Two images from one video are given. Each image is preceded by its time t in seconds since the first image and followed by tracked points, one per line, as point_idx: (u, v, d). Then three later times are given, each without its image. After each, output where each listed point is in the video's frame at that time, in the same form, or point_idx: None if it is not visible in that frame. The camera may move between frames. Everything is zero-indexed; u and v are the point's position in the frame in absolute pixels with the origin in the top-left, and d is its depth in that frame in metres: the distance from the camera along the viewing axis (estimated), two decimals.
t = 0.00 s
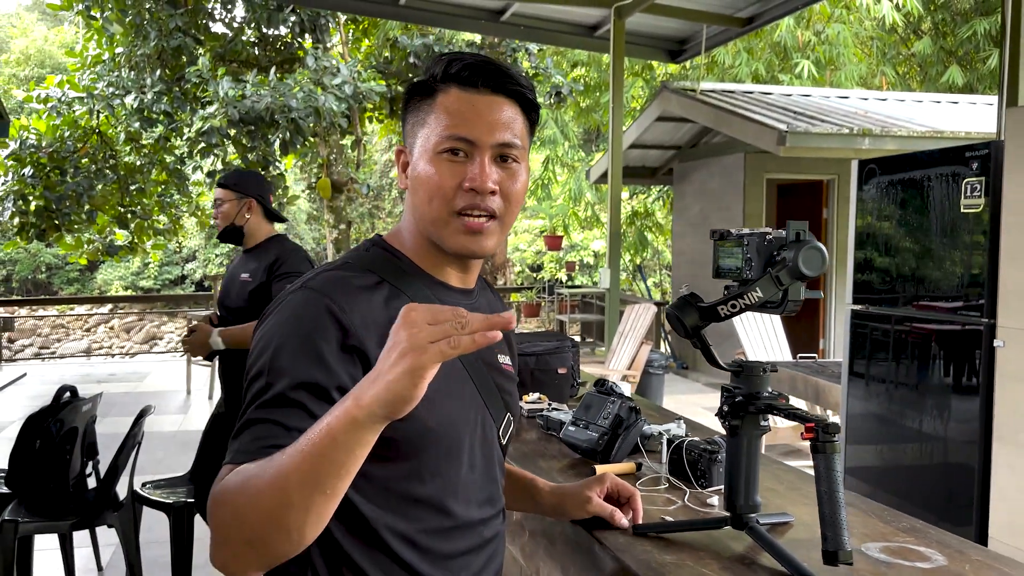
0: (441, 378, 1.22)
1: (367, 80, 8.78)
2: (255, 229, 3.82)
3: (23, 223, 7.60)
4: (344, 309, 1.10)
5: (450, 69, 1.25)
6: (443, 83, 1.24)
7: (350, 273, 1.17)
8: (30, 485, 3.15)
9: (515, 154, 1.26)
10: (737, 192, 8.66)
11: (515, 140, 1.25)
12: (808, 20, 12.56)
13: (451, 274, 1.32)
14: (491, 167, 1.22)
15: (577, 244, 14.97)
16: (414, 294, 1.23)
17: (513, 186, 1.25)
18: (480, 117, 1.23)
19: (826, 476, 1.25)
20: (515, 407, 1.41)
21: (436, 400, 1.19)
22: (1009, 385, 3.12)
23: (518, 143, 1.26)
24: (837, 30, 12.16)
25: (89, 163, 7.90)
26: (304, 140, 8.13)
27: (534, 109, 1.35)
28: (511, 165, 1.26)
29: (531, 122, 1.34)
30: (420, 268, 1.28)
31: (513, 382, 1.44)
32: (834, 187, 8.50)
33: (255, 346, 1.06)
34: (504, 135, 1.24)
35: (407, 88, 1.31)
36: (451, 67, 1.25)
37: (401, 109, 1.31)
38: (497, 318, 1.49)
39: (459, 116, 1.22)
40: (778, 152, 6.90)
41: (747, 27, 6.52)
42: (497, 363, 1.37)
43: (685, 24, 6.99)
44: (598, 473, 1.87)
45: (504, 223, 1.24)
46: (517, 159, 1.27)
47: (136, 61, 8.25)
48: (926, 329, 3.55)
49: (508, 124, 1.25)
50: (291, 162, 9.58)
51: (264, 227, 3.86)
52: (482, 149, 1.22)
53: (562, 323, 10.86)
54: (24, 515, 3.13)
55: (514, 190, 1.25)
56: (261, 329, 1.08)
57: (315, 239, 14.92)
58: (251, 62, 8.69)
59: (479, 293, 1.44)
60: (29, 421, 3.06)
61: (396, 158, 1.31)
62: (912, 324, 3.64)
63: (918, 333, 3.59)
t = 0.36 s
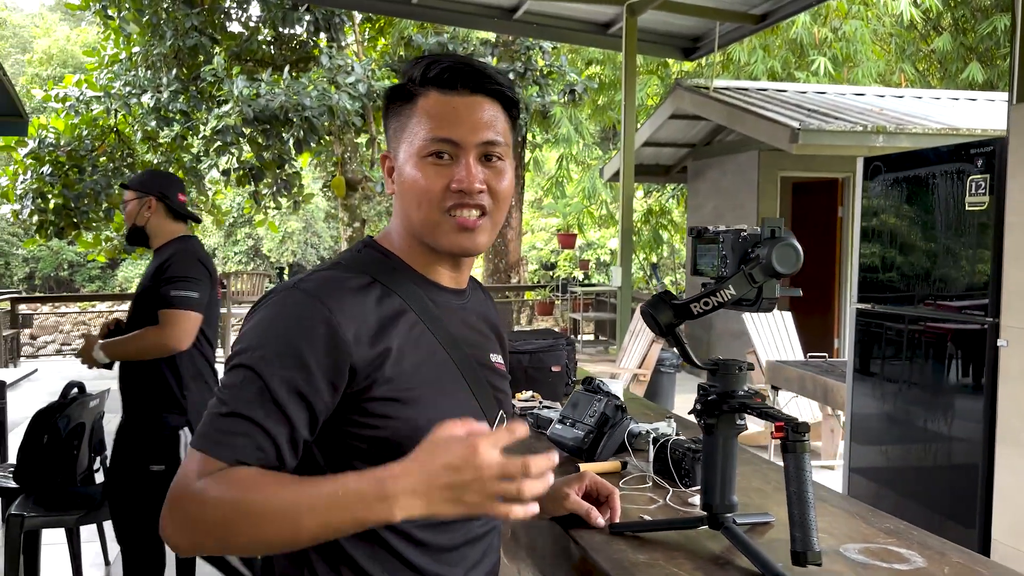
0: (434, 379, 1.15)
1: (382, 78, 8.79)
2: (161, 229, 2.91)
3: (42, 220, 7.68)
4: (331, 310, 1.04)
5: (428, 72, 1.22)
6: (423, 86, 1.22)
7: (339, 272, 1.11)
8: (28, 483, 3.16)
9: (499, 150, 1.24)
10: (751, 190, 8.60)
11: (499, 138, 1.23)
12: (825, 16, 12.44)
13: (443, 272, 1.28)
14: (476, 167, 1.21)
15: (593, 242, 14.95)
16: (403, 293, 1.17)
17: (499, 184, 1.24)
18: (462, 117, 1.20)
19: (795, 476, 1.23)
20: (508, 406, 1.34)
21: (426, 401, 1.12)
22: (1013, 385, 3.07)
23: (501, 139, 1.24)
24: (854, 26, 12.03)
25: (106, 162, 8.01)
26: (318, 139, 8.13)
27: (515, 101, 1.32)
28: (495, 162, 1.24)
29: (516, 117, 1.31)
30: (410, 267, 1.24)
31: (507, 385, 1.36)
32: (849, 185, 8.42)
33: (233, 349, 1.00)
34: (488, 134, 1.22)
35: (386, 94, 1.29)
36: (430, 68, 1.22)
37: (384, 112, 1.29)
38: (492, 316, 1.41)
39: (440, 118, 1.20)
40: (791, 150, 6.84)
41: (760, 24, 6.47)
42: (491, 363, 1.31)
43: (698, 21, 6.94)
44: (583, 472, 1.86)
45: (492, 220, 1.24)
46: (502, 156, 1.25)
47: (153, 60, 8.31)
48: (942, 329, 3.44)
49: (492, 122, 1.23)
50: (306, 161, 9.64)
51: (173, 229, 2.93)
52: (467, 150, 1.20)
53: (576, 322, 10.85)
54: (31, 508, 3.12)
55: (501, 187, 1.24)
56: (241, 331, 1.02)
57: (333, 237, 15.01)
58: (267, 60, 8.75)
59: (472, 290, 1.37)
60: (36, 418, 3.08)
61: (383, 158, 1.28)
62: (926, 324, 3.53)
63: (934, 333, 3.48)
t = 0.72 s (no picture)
0: (410, 392, 1.11)
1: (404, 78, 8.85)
2: (68, 228, 2.78)
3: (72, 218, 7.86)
4: (295, 338, 0.99)
5: (347, 59, 1.17)
6: (346, 78, 1.16)
7: (299, 292, 1.06)
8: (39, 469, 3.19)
9: (443, 127, 1.18)
10: (775, 188, 8.50)
11: (439, 115, 1.17)
12: (853, 11, 12.24)
13: (410, 271, 1.20)
14: (425, 148, 1.14)
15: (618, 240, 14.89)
16: (369, 304, 1.11)
17: (452, 162, 1.17)
18: (396, 100, 1.15)
19: (777, 481, 1.21)
20: (487, 402, 1.28)
21: (398, 416, 1.08)
22: None
23: (443, 115, 1.18)
24: (884, 21, 11.82)
25: (134, 161, 8.13)
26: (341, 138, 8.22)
27: (445, 78, 1.27)
28: (442, 139, 1.17)
29: (448, 85, 1.26)
30: (370, 273, 1.16)
31: (490, 384, 1.30)
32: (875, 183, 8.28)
33: (203, 392, 0.97)
34: (425, 112, 1.16)
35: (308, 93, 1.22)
36: (348, 56, 1.17)
37: (313, 116, 1.21)
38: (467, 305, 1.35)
39: (374, 106, 1.14)
40: (814, 147, 6.73)
41: (785, 20, 6.37)
42: (467, 360, 1.25)
43: (721, 17, 6.85)
44: (577, 473, 1.85)
45: (455, 201, 1.16)
46: (448, 132, 1.18)
47: (179, 61, 8.22)
48: (968, 328, 3.33)
49: (425, 100, 1.17)
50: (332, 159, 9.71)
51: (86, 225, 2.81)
52: (409, 134, 1.14)
53: (599, 320, 10.81)
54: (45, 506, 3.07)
55: (456, 164, 1.17)
56: (206, 372, 0.99)
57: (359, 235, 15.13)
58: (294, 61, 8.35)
59: (444, 282, 1.31)
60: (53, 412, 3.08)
61: (323, 165, 1.20)
62: (950, 324, 3.43)
63: (959, 333, 3.38)
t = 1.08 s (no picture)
0: (380, 403, 1.16)
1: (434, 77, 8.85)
2: None
3: (110, 218, 8.10)
4: (245, 357, 1.00)
5: (314, 44, 1.15)
6: (312, 66, 1.16)
7: (246, 308, 1.07)
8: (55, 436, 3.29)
9: (412, 129, 1.19)
10: (810, 186, 8.37)
11: (410, 116, 1.18)
12: (891, 6, 11.97)
13: (367, 273, 1.24)
14: (392, 153, 1.15)
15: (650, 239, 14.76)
16: (326, 314, 1.15)
17: (420, 167, 1.18)
18: (364, 100, 1.15)
19: (791, 489, 1.18)
20: (459, 404, 1.35)
21: (372, 428, 1.13)
22: None
23: (414, 117, 1.19)
24: (923, 15, 11.56)
25: (171, 161, 8.22)
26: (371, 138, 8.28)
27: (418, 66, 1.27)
28: (410, 142, 1.18)
29: (419, 78, 1.27)
30: (326, 279, 1.20)
31: (458, 377, 1.38)
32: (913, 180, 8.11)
33: (145, 419, 0.97)
34: (395, 114, 1.16)
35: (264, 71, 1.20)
36: (315, 41, 1.16)
37: (268, 102, 1.21)
38: (424, 305, 1.41)
39: (340, 103, 1.14)
40: (849, 144, 6.61)
41: (820, 15, 6.26)
42: (434, 363, 1.32)
43: (755, 13, 6.75)
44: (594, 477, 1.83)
45: (421, 210, 1.18)
46: (418, 134, 1.20)
47: (214, 62, 8.20)
48: (1009, 329, 3.24)
49: (396, 97, 1.17)
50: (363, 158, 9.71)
51: (22, 218, 3.17)
52: (375, 137, 1.15)
53: (631, 320, 10.71)
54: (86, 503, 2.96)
55: (423, 169, 1.19)
56: (147, 396, 0.98)
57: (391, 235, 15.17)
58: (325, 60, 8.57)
59: (398, 281, 1.36)
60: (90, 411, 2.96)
61: (273, 156, 1.20)
62: (991, 325, 3.34)
63: (1001, 333, 3.29)
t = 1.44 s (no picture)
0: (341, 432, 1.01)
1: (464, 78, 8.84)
2: None
3: (146, 219, 8.21)
4: (185, 394, 0.88)
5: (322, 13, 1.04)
6: (312, 36, 1.03)
7: (185, 334, 0.94)
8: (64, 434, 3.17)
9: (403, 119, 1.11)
10: (845, 184, 8.22)
11: (402, 103, 1.10)
12: (929, 2, 11.73)
13: (320, 283, 1.11)
14: (397, 139, 1.07)
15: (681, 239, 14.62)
16: (279, 334, 1.02)
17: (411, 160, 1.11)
18: (373, 78, 1.06)
19: (817, 497, 1.15)
20: (425, 423, 1.22)
21: (336, 462, 0.99)
22: None
23: (405, 106, 1.11)
24: (961, 10, 11.30)
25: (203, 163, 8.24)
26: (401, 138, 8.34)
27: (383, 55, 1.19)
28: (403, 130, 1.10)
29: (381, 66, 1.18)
30: (277, 295, 1.06)
31: (424, 393, 1.25)
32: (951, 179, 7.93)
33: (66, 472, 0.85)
34: (393, 97, 1.08)
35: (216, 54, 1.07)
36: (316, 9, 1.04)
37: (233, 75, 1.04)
38: (383, 314, 1.28)
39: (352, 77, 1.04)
40: (885, 142, 6.46)
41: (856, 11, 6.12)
42: (397, 379, 1.18)
43: (789, 10, 6.62)
44: (617, 482, 1.79)
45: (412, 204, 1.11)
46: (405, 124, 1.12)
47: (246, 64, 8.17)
48: None
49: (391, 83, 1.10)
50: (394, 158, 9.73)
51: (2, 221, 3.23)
52: (361, 109, 1.03)
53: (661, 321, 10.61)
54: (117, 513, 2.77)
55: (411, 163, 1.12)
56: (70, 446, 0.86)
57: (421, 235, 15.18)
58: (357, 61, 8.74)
59: (355, 290, 1.23)
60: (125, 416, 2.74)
61: (232, 137, 1.04)
62: None
63: None
